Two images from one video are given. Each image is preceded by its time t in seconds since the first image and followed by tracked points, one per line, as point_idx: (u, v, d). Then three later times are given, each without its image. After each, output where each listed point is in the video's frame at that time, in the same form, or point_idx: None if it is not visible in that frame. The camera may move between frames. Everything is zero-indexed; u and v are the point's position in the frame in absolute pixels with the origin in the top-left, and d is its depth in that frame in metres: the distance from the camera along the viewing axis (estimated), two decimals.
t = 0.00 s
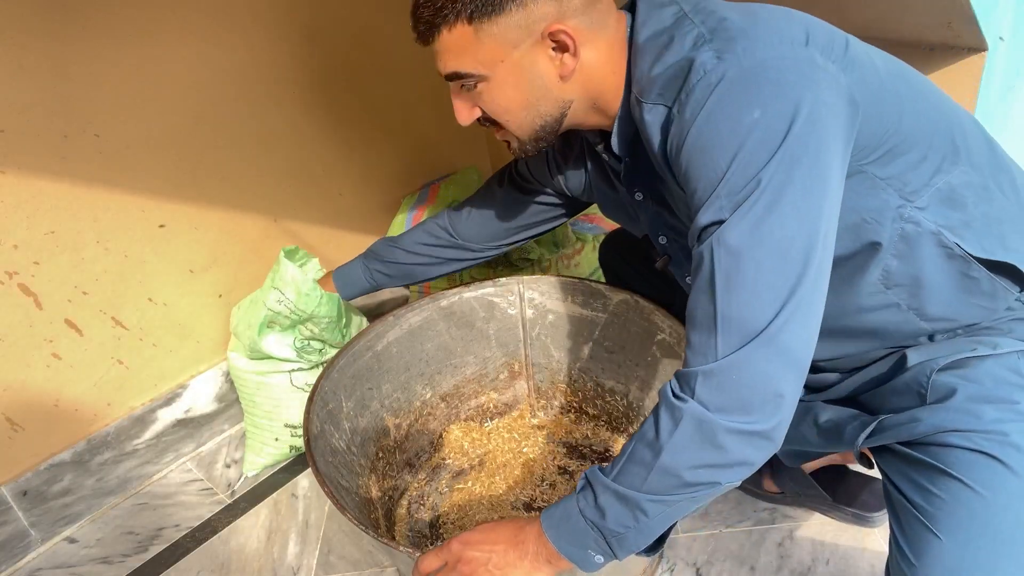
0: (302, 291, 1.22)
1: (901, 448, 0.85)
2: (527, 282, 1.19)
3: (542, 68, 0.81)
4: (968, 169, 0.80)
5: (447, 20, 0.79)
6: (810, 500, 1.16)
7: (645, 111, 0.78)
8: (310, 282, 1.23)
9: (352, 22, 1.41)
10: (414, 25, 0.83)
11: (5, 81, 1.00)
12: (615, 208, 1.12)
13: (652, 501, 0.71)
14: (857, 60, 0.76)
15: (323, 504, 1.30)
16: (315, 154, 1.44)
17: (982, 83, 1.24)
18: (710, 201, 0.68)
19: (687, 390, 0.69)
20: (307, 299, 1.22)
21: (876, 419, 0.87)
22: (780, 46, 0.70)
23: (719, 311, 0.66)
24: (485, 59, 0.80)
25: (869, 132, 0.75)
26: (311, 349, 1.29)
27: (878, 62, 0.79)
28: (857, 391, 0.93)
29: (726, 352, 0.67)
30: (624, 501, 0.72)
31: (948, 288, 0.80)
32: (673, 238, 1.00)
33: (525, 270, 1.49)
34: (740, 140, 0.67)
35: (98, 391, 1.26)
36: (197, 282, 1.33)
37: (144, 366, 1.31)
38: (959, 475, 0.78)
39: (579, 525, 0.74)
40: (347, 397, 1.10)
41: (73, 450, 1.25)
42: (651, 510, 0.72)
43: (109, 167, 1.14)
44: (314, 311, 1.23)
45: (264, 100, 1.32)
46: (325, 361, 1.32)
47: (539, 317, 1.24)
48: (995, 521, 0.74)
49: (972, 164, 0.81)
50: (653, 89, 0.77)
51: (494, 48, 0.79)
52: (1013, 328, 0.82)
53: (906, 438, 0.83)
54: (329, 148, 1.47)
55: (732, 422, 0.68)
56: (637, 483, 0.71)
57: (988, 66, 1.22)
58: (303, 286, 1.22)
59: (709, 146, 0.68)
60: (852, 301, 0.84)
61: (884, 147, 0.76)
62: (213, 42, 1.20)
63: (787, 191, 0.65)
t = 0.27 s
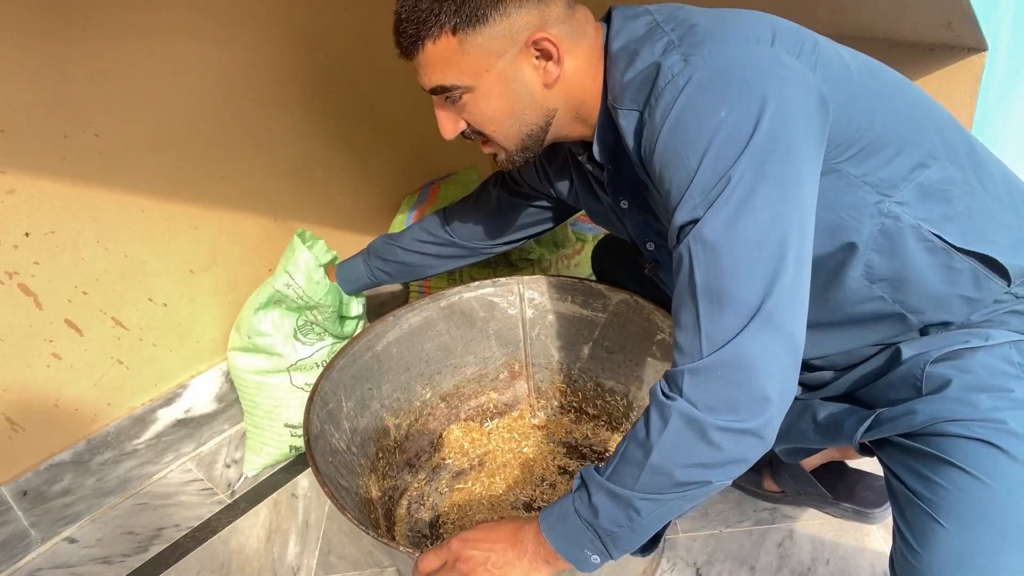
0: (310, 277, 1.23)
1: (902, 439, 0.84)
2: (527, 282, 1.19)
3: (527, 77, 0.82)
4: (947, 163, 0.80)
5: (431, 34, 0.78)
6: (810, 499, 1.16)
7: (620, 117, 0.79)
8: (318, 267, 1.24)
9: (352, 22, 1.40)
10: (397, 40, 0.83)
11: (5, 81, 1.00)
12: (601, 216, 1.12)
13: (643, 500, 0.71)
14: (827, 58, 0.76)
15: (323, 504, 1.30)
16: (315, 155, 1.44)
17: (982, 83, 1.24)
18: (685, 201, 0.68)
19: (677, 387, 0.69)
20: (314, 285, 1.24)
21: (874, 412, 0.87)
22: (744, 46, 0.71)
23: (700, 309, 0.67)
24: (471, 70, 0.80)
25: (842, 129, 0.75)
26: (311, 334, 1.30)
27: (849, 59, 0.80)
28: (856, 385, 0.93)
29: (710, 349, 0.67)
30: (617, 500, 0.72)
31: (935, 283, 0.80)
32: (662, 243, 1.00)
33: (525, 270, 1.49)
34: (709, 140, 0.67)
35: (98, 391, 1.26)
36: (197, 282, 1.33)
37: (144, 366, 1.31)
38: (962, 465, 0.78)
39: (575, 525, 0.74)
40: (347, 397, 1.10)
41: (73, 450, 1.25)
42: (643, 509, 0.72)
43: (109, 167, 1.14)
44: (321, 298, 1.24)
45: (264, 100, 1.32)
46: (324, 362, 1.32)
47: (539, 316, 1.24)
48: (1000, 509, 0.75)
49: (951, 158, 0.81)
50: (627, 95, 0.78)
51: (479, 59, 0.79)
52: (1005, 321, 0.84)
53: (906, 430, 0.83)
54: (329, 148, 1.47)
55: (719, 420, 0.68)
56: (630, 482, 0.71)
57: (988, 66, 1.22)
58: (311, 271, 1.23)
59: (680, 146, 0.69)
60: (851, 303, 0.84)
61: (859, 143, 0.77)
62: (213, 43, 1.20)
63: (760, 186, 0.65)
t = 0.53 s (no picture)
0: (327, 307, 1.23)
1: (875, 432, 0.84)
2: (527, 282, 1.19)
3: (519, 92, 0.81)
4: (940, 155, 0.80)
5: (424, 56, 0.79)
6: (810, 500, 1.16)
7: (618, 121, 0.79)
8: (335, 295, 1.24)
9: (352, 21, 1.40)
10: (392, 61, 0.84)
11: (5, 81, 1.00)
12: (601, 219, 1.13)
13: (642, 496, 0.71)
14: (820, 55, 0.76)
15: (323, 504, 1.30)
16: (315, 155, 1.44)
17: (981, 83, 1.24)
18: (683, 204, 0.68)
19: (676, 386, 0.69)
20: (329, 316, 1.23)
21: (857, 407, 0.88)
22: (739, 47, 0.71)
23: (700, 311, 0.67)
24: (464, 88, 0.80)
25: (838, 125, 0.75)
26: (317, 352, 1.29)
27: (841, 55, 0.80)
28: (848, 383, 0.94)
29: (709, 348, 0.67)
30: (616, 496, 0.72)
31: (928, 277, 0.80)
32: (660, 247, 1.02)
33: (525, 270, 1.49)
34: (706, 143, 0.67)
35: (98, 391, 1.26)
36: (197, 282, 1.33)
37: (144, 366, 1.31)
38: (914, 454, 0.77)
39: (574, 522, 0.74)
40: (347, 397, 1.10)
41: (73, 450, 1.25)
42: (642, 505, 0.72)
43: (109, 167, 1.14)
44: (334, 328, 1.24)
45: (264, 100, 1.32)
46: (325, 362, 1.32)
47: (539, 316, 1.24)
48: (943, 498, 0.74)
49: (945, 149, 0.81)
50: (624, 99, 0.78)
51: (471, 76, 0.79)
52: (998, 309, 0.82)
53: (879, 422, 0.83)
54: (329, 148, 1.47)
55: (719, 418, 0.68)
56: (629, 478, 0.71)
57: (988, 65, 1.22)
58: (327, 302, 1.23)
59: (677, 149, 0.69)
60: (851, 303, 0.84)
61: (855, 139, 0.77)
62: (213, 43, 1.20)
63: (758, 187, 0.65)
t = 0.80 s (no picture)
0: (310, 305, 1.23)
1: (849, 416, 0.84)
2: (528, 282, 1.19)
3: (518, 99, 0.82)
4: (948, 164, 0.81)
5: (427, 55, 0.80)
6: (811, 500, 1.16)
7: (629, 124, 0.79)
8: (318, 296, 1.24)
9: (352, 21, 1.40)
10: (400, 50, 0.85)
11: (5, 81, 1.00)
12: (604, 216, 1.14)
13: (643, 500, 0.71)
14: (835, 63, 0.76)
15: (323, 504, 1.30)
16: (315, 155, 1.44)
17: (982, 83, 1.24)
18: (694, 208, 0.69)
19: (680, 390, 0.70)
20: (313, 315, 1.23)
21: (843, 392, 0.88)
22: (757, 51, 0.71)
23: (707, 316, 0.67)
24: (463, 89, 0.82)
25: (850, 134, 0.76)
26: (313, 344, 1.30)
27: (856, 63, 0.80)
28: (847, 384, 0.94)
29: (713, 352, 0.67)
30: (617, 498, 0.72)
31: (934, 288, 0.80)
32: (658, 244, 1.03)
33: (525, 270, 1.49)
34: (720, 148, 0.67)
35: (97, 391, 1.26)
36: (197, 282, 1.33)
37: (144, 366, 1.31)
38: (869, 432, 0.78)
39: (573, 522, 0.74)
40: (347, 397, 1.10)
41: (73, 450, 1.25)
42: (643, 509, 0.72)
43: (109, 167, 1.14)
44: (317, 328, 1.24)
45: (264, 100, 1.31)
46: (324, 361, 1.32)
47: (540, 317, 1.24)
48: (876, 477, 0.75)
49: (952, 159, 0.82)
50: (636, 102, 0.78)
51: (469, 81, 0.80)
52: (1002, 316, 0.82)
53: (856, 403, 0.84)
54: (329, 148, 1.47)
55: (723, 423, 0.68)
56: (630, 481, 0.72)
57: (988, 66, 1.22)
58: (312, 300, 1.23)
59: (691, 153, 0.69)
60: (851, 303, 0.84)
61: (866, 146, 0.77)
62: (213, 43, 1.20)
63: (771, 194, 0.65)
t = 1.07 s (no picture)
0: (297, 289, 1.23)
1: (888, 433, 0.83)
2: (527, 282, 1.19)
3: (522, 115, 0.83)
4: (970, 176, 0.80)
5: (429, 72, 0.81)
6: (813, 500, 1.16)
7: (643, 136, 0.79)
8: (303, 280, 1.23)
9: (353, 21, 1.41)
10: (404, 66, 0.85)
11: (5, 81, 1.00)
12: (613, 221, 1.13)
13: (648, 513, 0.71)
14: (857, 77, 0.76)
15: (323, 504, 1.30)
16: (315, 155, 1.44)
17: (981, 83, 1.24)
18: (712, 222, 0.68)
19: (690, 407, 0.69)
20: (298, 301, 1.23)
21: (871, 410, 0.88)
22: (782, 65, 0.70)
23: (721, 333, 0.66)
24: (468, 106, 0.83)
25: (869, 151, 0.75)
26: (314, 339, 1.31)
27: (878, 76, 0.80)
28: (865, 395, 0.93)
29: (726, 371, 0.66)
30: (621, 510, 0.72)
31: (956, 301, 0.80)
32: (669, 254, 1.02)
33: (525, 270, 1.49)
34: (742, 162, 0.67)
35: (98, 391, 1.26)
36: (198, 282, 1.33)
37: (144, 366, 1.31)
38: (928, 455, 0.75)
39: (576, 531, 0.74)
40: (347, 397, 1.10)
41: (73, 450, 1.25)
42: (647, 522, 0.72)
43: (109, 167, 1.14)
44: (303, 314, 1.23)
45: (264, 100, 1.32)
46: (324, 361, 1.32)
47: (539, 316, 1.24)
48: (948, 505, 0.72)
49: (975, 172, 0.81)
50: (653, 112, 0.77)
51: (473, 99, 0.82)
52: None
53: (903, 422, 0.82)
54: (329, 148, 1.47)
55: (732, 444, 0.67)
56: (635, 495, 0.71)
57: (988, 66, 1.22)
58: (295, 288, 1.22)
59: (710, 167, 0.68)
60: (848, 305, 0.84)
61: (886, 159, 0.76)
62: (213, 43, 1.20)
63: (792, 212, 0.64)
